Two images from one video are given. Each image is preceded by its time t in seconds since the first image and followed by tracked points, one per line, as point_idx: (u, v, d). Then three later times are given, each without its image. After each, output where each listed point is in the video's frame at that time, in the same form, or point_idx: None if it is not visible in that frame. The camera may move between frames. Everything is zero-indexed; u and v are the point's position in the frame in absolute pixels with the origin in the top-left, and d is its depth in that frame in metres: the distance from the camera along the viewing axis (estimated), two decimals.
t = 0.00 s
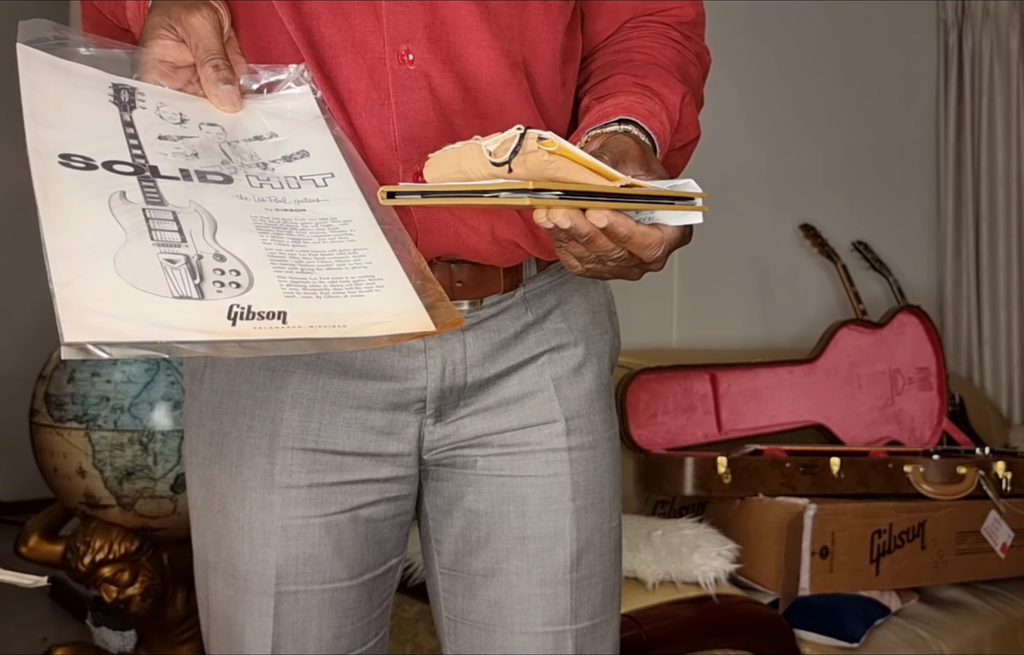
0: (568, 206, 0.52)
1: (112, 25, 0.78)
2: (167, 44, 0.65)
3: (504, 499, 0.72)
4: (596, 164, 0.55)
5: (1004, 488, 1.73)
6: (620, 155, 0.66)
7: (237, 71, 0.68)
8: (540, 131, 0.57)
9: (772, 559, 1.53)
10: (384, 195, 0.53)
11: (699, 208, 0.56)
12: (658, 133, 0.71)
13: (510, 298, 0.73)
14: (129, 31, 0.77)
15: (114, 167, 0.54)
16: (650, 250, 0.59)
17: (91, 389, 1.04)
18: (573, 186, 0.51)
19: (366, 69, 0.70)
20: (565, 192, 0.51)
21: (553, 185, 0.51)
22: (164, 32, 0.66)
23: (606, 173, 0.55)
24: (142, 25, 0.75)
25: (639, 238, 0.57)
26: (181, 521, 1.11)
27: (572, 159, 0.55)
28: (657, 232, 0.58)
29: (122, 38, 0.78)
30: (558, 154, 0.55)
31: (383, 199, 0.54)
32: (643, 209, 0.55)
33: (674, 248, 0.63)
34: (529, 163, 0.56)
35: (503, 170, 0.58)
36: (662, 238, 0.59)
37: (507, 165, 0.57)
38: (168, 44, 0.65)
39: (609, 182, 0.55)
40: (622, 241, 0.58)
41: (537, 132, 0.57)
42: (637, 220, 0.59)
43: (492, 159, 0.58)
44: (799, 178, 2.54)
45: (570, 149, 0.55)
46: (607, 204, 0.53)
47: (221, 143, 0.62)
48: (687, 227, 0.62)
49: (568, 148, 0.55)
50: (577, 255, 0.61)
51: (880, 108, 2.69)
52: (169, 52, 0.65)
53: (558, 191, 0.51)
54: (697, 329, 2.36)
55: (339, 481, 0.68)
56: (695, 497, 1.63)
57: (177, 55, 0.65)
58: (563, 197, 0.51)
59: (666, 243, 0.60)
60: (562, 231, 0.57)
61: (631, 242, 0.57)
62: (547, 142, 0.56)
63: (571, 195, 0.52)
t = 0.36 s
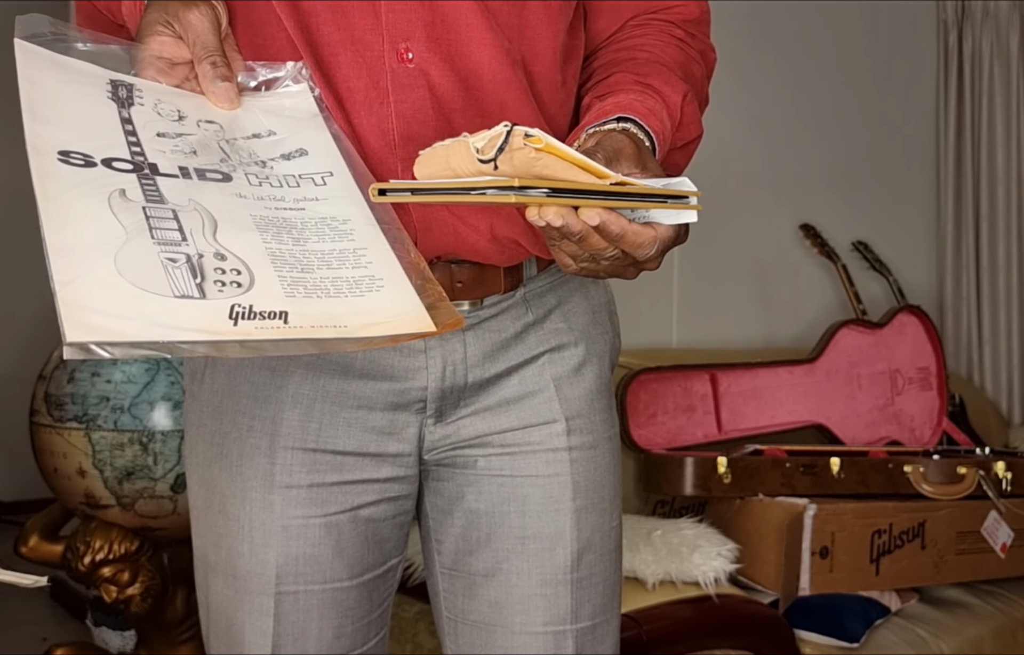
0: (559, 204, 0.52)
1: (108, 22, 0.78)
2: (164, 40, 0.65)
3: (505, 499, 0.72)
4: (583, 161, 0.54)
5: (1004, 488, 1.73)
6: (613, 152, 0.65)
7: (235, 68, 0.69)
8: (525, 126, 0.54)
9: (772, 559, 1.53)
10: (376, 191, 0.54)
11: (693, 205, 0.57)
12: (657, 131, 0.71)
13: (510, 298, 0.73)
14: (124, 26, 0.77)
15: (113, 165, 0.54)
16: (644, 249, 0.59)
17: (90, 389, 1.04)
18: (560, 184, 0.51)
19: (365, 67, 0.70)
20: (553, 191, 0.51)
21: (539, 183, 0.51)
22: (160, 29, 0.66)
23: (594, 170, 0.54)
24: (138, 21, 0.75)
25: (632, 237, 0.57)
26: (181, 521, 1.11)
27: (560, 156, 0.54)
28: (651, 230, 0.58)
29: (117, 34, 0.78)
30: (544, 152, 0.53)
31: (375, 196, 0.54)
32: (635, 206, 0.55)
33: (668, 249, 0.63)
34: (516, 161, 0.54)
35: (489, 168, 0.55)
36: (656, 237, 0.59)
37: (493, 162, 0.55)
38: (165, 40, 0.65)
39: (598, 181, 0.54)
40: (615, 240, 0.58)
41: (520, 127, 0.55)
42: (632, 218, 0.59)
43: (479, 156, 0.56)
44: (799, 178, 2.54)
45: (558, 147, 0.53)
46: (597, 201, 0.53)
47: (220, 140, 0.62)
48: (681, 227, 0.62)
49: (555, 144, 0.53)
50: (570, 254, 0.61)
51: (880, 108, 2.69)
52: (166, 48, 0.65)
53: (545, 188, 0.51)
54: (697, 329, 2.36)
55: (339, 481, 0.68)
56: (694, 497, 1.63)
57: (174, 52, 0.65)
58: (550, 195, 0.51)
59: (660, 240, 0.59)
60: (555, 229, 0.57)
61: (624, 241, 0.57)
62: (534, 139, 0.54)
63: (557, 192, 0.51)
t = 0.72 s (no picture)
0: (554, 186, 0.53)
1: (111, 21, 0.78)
2: (169, 40, 0.65)
3: (506, 499, 0.72)
4: (578, 137, 0.53)
5: (1004, 488, 1.73)
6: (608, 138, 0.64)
7: (240, 68, 0.68)
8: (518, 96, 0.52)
9: (772, 559, 1.53)
10: (369, 167, 0.53)
11: (690, 194, 0.58)
12: (657, 125, 0.70)
13: (512, 298, 0.73)
14: (128, 26, 0.77)
15: (119, 164, 0.54)
16: (638, 236, 0.59)
17: (90, 389, 1.04)
18: (555, 157, 0.50)
19: (368, 66, 0.70)
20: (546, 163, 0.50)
21: (533, 155, 0.49)
22: (165, 29, 0.65)
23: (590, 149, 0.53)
24: (141, 21, 0.75)
25: (626, 221, 0.57)
26: (181, 521, 1.11)
27: (554, 130, 0.52)
28: (645, 216, 0.58)
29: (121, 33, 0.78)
30: (538, 125, 0.52)
31: (369, 172, 0.53)
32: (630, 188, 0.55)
33: (661, 239, 0.62)
34: (509, 132, 0.52)
35: (480, 138, 0.53)
36: (651, 224, 0.58)
37: (485, 132, 0.53)
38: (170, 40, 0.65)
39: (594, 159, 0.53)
40: (609, 225, 0.57)
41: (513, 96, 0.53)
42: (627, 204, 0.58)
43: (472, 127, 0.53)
44: (799, 178, 2.54)
45: (554, 120, 0.52)
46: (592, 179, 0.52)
47: (225, 140, 0.62)
48: (677, 216, 0.62)
49: (550, 118, 0.52)
50: (564, 240, 0.61)
51: (881, 108, 2.69)
52: (171, 48, 0.65)
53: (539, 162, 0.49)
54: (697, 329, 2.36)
55: (341, 480, 0.68)
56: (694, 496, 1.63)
57: (179, 52, 0.65)
58: (543, 168, 0.49)
59: (655, 228, 0.59)
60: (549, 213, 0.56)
61: (618, 226, 0.57)
62: (529, 111, 0.52)
63: (550, 167, 0.50)
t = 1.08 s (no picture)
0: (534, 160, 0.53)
1: (113, 20, 0.77)
2: (174, 39, 0.65)
3: (509, 499, 0.72)
4: (553, 106, 0.52)
5: (1004, 488, 1.74)
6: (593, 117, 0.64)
7: (244, 67, 0.68)
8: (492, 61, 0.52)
9: (772, 559, 1.53)
10: (349, 135, 0.51)
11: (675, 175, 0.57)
12: (650, 115, 0.70)
13: (515, 298, 0.73)
14: (130, 26, 0.77)
15: (127, 163, 0.54)
16: (619, 214, 0.59)
17: (90, 389, 1.03)
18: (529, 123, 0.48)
19: (373, 66, 0.71)
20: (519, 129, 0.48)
21: (507, 119, 0.47)
22: (170, 28, 0.65)
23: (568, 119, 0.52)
24: (144, 20, 0.75)
25: (607, 199, 0.56)
26: (182, 521, 1.10)
27: (528, 95, 0.52)
28: (627, 195, 0.58)
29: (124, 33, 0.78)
30: (512, 90, 0.51)
31: (348, 140, 0.52)
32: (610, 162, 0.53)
33: (642, 220, 0.62)
34: (480, 95, 0.51)
35: (453, 100, 0.52)
36: (631, 202, 0.58)
37: (456, 93, 0.52)
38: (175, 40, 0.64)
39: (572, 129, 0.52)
40: (589, 202, 0.57)
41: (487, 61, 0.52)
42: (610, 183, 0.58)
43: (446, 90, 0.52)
44: (799, 177, 2.54)
45: (528, 86, 0.51)
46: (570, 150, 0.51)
47: (231, 140, 0.62)
48: (661, 198, 0.61)
49: (524, 84, 0.51)
50: (546, 219, 0.60)
51: (881, 108, 2.69)
52: (176, 47, 0.65)
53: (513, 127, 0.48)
54: (696, 329, 2.36)
55: (343, 480, 0.68)
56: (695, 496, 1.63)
57: (183, 51, 0.65)
58: (517, 134, 0.48)
59: (636, 207, 0.59)
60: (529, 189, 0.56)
61: (599, 203, 0.57)
62: (503, 75, 0.51)
63: (525, 133, 0.48)
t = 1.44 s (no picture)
0: (522, 141, 0.53)
1: (116, 21, 0.77)
2: (177, 40, 0.65)
3: (511, 499, 0.72)
4: (538, 83, 0.51)
5: (1004, 488, 1.74)
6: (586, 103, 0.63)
7: (247, 67, 0.68)
8: (479, 38, 0.52)
9: (771, 559, 1.53)
10: (339, 115, 0.52)
11: (666, 159, 0.57)
12: (648, 108, 0.70)
13: (517, 298, 0.73)
14: (133, 26, 0.77)
15: (131, 162, 0.54)
16: (609, 199, 0.58)
17: (90, 389, 1.03)
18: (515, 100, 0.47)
19: (375, 67, 0.71)
20: (505, 105, 0.47)
21: (491, 95, 0.47)
22: (172, 28, 0.65)
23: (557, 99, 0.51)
24: (147, 21, 0.74)
25: (597, 183, 0.56)
26: (182, 521, 1.10)
27: (513, 72, 0.51)
28: (618, 179, 0.57)
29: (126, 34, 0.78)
30: (498, 66, 0.51)
31: (338, 120, 0.52)
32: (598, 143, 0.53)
33: (634, 207, 0.61)
34: (465, 69, 0.52)
35: (437, 75, 0.53)
36: (622, 187, 0.58)
37: (441, 69, 0.53)
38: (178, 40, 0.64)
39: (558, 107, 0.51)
40: (579, 186, 0.56)
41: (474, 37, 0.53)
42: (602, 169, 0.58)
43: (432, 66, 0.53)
44: (799, 177, 2.54)
45: (513, 62, 0.51)
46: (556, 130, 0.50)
47: (233, 139, 0.62)
48: (652, 185, 0.61)
49: (509, 59, 0.51)
50: (537, 203, 0.60)
51: (881, 108, 2.69)
52: (179, 48, 0.65)
53: (498, 103, 0.47)
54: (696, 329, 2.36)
55: (345, 481, 0.68)
56: (695, 496, 1.63)
57: (186, 52, 0.65)
58: (502, 110, 0.47)
59: (627, 192, 0.58)
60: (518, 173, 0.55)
61: (588, 188, 0.56)
62: (488, 50, 0.51)
63: (510, 110, 0.48)
